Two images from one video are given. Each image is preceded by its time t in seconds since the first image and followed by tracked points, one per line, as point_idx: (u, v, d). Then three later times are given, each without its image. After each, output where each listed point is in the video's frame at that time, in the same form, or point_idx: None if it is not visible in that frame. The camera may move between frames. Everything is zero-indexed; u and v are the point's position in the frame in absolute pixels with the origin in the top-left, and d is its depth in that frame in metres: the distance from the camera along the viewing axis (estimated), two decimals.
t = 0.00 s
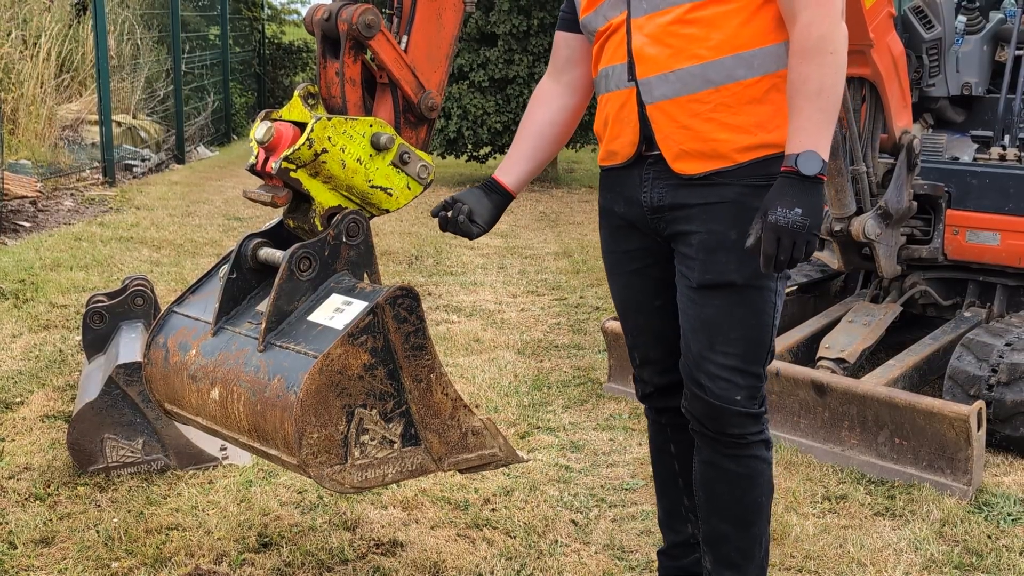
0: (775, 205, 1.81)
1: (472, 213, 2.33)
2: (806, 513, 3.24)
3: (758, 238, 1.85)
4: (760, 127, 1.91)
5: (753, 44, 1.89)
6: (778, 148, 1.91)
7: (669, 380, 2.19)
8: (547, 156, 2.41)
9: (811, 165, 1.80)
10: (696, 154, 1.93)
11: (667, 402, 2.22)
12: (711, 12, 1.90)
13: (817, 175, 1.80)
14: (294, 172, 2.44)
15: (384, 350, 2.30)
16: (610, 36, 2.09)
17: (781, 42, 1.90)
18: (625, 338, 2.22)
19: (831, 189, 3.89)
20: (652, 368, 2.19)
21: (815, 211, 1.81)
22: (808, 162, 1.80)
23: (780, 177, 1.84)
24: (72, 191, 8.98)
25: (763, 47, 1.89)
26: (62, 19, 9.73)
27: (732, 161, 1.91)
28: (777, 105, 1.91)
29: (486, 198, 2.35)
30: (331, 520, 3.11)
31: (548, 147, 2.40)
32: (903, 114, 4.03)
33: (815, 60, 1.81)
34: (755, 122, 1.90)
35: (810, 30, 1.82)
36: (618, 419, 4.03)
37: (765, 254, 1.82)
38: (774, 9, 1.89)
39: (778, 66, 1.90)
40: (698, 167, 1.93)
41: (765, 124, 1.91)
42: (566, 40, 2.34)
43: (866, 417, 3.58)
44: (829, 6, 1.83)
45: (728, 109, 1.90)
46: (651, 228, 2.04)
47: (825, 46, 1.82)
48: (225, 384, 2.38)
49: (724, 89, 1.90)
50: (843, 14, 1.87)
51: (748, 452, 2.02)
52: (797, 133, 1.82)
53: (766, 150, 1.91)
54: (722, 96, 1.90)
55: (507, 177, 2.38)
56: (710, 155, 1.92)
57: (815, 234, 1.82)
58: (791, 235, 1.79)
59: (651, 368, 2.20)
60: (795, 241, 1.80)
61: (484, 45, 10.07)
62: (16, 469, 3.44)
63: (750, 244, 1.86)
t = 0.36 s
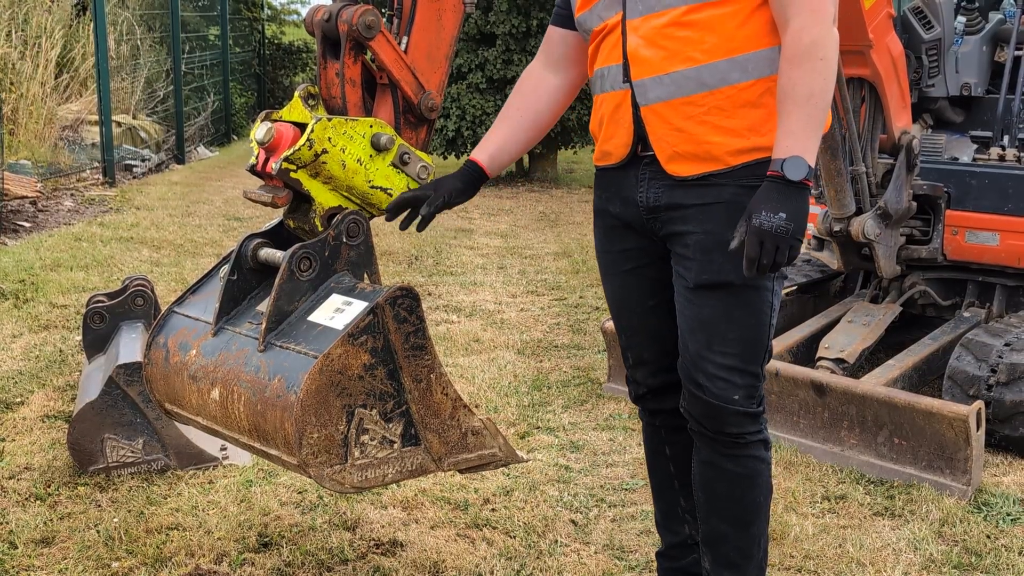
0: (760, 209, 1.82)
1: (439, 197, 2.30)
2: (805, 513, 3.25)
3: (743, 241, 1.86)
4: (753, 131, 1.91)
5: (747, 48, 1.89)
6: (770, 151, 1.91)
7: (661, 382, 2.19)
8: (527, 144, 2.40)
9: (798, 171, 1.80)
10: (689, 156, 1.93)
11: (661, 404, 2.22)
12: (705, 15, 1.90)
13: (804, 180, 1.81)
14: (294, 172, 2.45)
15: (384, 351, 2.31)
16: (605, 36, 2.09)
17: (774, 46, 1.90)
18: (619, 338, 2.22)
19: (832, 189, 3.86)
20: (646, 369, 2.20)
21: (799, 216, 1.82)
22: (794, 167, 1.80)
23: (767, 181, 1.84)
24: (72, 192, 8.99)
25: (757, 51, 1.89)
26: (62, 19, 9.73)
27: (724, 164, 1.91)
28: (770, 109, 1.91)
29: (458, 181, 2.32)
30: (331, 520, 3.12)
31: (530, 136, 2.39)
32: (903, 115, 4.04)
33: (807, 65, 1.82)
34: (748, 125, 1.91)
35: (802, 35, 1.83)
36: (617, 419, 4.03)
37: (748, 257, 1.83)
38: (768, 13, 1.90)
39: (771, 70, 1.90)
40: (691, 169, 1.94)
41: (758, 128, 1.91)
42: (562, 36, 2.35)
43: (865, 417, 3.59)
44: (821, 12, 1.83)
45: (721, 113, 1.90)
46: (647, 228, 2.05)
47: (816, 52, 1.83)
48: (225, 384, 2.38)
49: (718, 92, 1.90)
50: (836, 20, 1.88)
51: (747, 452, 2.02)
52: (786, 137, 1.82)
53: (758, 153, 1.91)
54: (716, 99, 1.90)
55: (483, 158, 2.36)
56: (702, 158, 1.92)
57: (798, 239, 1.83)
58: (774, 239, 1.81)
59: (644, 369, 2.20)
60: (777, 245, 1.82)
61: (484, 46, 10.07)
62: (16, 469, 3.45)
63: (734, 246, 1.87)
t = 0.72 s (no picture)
0: (776, 215, 1.83)
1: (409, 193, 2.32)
2: (805, 512, 3.25)
3: (757, 246, 1.87)
4: (756, 133, 1.91)
5: (751, 51, 1.89)
6: (771, 153, 1.92)
7: (662, 381, 2.20)
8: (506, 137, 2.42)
9: (811, 176, 1.82)
10: (692, 158, 1.93)
11: (662, 402, 2.23)
12: (709, 19, 1.90)
13: (817, 185, 1.83)
14: (293, 172, 2.45)
15: (384, 350, 2.31)
16: (606, 38, 2.08)
17: (777, 49, 1.91)
18: (619, 338, 2.23)
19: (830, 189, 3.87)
20: (647, 369, 2.20)
21: (814, 220, 1.84)
22: (809, 173, 1.82)
23: (779, 186, 1.86)
24: (72, 192, 8.99)
25: (760, 54, 1.90)
26: (62, 19, 9.74)
27: (727, 166, 1.92)
28: (772, 111, 1.92)
29: (437, 174, 2.34)
30: (331, 520, 3.12)
31: (510, 130, 2.41)
32: (903, 115, 4.06)
33: (817, 71, 1.82)
34: (751, 128, 1.91)
35: (810, 40, 1.83)
36: (617, 419, 4.04)
37: (764, 262, 1.85)
38: (771, 16, 1.90)
39: (774, 73, 1.90)
40: (694, 171, 1.94)
41: (760, 130, 1.92)
42: (548, 30, 2.35)
43: (866, 417, 3.59)
44: (828, 16, 1.84)
45: (724, 115, 1.91)
46: (649, 228, 2.05)
47: (825, 57, 1.83)
48: (225, 383, 2.39)
49: (722, 95, 1.90)
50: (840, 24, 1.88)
51: (748, 450, 2.03)
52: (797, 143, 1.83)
53: (760, 155, 1.92)
54: (720, 102, 1.90)
55: (465, 151, 2.38)
56: (706, 160, 1.92)
57: (814, 243, 1.85)
58: (791, 244, 1.82)
59: (645, 368, 2.20)
60: (794, 250, 1.83)
61: (484, 46, 10.08)
62: (16, 469, 3.45)
63: (749, 251, 1.88)
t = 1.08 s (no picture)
0: (790, 216, 1.94)
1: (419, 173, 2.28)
2: (804, 512, 3.25)
3: (771, 248, 1.95)
4: (755, 131, 1.91)
5: (749, 50, 1.90)
6: (770, 151, 1.92)
7: (659, 381, 2.19)
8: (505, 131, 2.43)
9: (822, 176, 1.89)
10: (692, 157, 1.93)
11: (659, 403, 2.23)
12: (708, 18, 1.90)
13: (827, 184, 1.90)
14: (293, 172, 2.44)
15: (384, 350, 2.31)
16: (602, 36, 2.07)
17: (775, 47, 1.91)
18: (617, 339, 2.23)
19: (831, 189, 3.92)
20: (644, 370, 2.20)
21: (826, 219, 1.94)
22: (819, 173, 1.89)
23: (788, 186, 1.93)
24: (72, 192, 8.99)
25: (758, 52, 1.90)
26: (62, 19, 9.74)
27: (726, 165, 1.92)
28: (770, 109, 1.92)
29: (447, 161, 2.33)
30: (330, 519, 3.12)
31: (510, 124, 2.42)
32: (903, 114, 4.06)
33: (821, 70, 1.85)
34: (750, 126, 1.91)
35: (812, 39, 1.85)
36: (617, 419, 4.04)
37: (781, 264, 1.97)
38: (769, 14, 1.91)
39: (772, 71, 1.91)
40: (693, 170, 1.94)
41: (759, 128, 1.92)
42: (544, 30, 2.35)
43: (866, 417, 3.59)
44: (829, 15, 1.85)
45: (724, 114, 1.91)
46: (646, 228, 2.05)
47: (829, 57, 1.86)
48: (225, 383, 2.39)
49: (721, 93, 1.90)
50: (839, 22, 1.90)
51: (747, 450, 2.03)
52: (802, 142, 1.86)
53: (759, 154, 1.92)
54: (719, 100, 1.90)
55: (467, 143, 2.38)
56: (706, 159, 1.92)
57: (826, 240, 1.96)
58: (806, 245, 1.94)
59: (642, 369, 2.20)
60: (808, 250, 1.95)
61: (484, 45, 10.08)
62: (16, 469, 3.45)
63: (763, 253, 1.94)
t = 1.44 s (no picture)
0: (771, 210, 1.83)
1: (400, 199, 2.33)
2: (805, 512, 3.25)
3: (752, 242, 1.88)
4: (751, 131, 1.91)
5: (744, 49, 1.89)
6: (766, 151, 1.91)
7: (654, 384, 2.19)
8: (499, 141, 2.42)
9: (807, 172, 1.81)
10: (688, 157, 1.93)
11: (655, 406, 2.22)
12: (704, 17, 1.90)
13: (812, 181, 1.82)
14: (294, 172, 2.45)
15: (384, 350, 2.31)
16: (599, 36, 2.08)
17: (771, 47, 1.90)
18: (613, 340, 2.23)
19: (831, 189, 3.85)
20: (638, 371, 2.19)
21: (809, 216, 1.84)
22: (804, 169, 1.81)
23: (774, 183, 1.85)
24: (72, 192, 8.98)
25: (754, 51, 1.89)
26: (62, 19, 9.73)
27: (722, 165, 1.91)
28: (766, 109, 1.92)
29: (429, 180, 2.35)
30: (331, 520, 3.12)
31: (503, 132, 2.41)
32: (903, 115, 4.04)
33: (813, 68, 1.82)
34: (746, 126, 1.91)
35: (805, 37, 1.83)
36: (618, 419, 4.03)
37: (759, 259, 1.84)
38: (766, 14, 1.90)
39: (768, 71, 1.90)
40: (689, 169, 1.94)
41: (756, 128, 1.91)
42: (540, 32, 2.34)
43: (866, 417, 3.58)
44: (823, 14, 1.84)
45: (719, 114, 1.90)
46: (643, 229, 2.05)
47: (821, 55, 1.83)
48: (225, 384, 2.38)
49: (717, 93, 1.90)
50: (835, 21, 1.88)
51: (746, 452, 2.02)
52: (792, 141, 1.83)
53: (755, 154, 1.91)
54: (715, 100, 1.90)
55: (457, 156, 2.39)
56: (701, 159, 1.92)
57: (809, 239, 1.85)
58: (786, 241, 1.82)
59: (638, 371, 2.19)
60: (790, 246, 1.83)
61: (485, 45, 10.08)
62: (16, 469, 3.45)
63: (744, 248, 1.89)
